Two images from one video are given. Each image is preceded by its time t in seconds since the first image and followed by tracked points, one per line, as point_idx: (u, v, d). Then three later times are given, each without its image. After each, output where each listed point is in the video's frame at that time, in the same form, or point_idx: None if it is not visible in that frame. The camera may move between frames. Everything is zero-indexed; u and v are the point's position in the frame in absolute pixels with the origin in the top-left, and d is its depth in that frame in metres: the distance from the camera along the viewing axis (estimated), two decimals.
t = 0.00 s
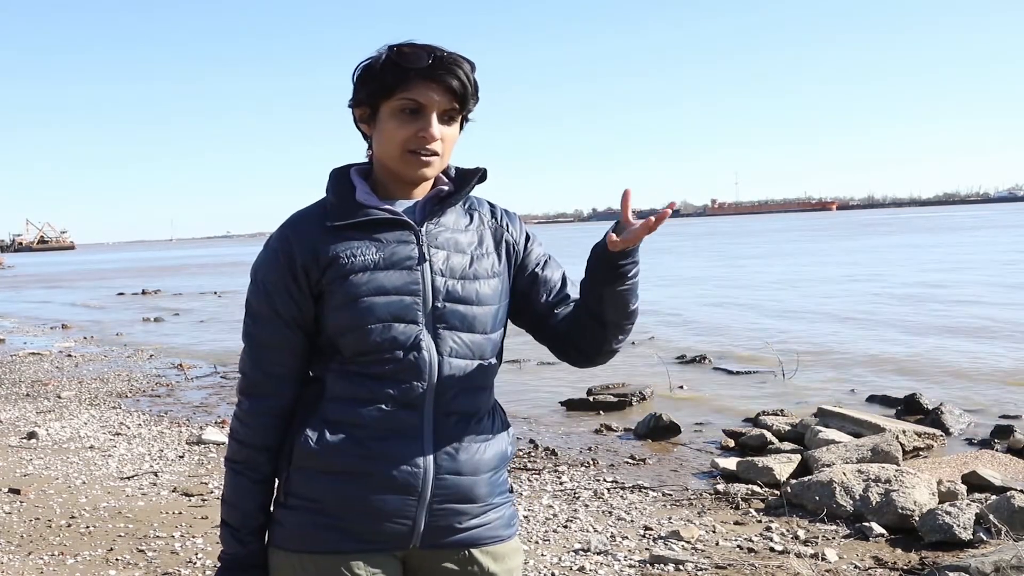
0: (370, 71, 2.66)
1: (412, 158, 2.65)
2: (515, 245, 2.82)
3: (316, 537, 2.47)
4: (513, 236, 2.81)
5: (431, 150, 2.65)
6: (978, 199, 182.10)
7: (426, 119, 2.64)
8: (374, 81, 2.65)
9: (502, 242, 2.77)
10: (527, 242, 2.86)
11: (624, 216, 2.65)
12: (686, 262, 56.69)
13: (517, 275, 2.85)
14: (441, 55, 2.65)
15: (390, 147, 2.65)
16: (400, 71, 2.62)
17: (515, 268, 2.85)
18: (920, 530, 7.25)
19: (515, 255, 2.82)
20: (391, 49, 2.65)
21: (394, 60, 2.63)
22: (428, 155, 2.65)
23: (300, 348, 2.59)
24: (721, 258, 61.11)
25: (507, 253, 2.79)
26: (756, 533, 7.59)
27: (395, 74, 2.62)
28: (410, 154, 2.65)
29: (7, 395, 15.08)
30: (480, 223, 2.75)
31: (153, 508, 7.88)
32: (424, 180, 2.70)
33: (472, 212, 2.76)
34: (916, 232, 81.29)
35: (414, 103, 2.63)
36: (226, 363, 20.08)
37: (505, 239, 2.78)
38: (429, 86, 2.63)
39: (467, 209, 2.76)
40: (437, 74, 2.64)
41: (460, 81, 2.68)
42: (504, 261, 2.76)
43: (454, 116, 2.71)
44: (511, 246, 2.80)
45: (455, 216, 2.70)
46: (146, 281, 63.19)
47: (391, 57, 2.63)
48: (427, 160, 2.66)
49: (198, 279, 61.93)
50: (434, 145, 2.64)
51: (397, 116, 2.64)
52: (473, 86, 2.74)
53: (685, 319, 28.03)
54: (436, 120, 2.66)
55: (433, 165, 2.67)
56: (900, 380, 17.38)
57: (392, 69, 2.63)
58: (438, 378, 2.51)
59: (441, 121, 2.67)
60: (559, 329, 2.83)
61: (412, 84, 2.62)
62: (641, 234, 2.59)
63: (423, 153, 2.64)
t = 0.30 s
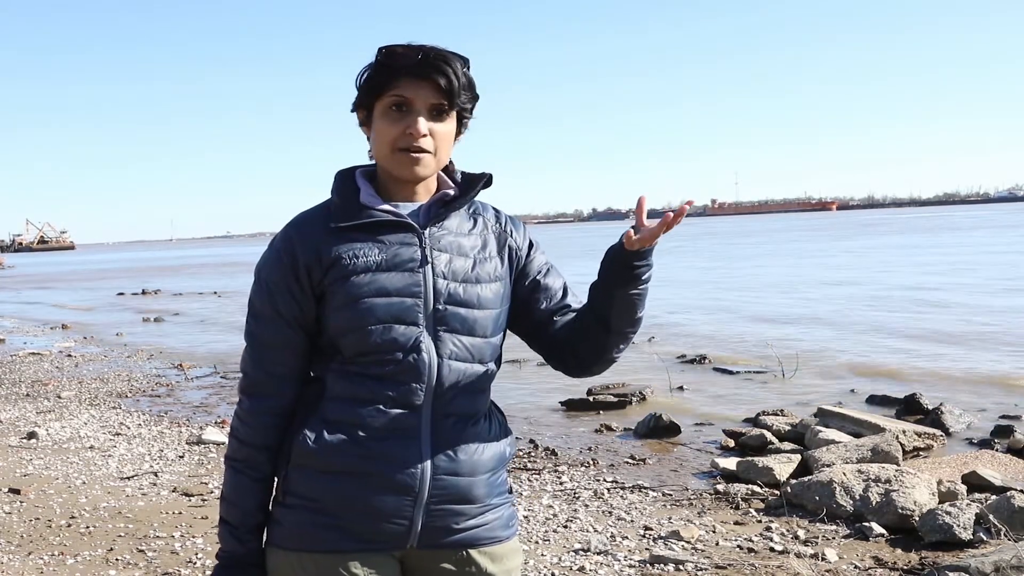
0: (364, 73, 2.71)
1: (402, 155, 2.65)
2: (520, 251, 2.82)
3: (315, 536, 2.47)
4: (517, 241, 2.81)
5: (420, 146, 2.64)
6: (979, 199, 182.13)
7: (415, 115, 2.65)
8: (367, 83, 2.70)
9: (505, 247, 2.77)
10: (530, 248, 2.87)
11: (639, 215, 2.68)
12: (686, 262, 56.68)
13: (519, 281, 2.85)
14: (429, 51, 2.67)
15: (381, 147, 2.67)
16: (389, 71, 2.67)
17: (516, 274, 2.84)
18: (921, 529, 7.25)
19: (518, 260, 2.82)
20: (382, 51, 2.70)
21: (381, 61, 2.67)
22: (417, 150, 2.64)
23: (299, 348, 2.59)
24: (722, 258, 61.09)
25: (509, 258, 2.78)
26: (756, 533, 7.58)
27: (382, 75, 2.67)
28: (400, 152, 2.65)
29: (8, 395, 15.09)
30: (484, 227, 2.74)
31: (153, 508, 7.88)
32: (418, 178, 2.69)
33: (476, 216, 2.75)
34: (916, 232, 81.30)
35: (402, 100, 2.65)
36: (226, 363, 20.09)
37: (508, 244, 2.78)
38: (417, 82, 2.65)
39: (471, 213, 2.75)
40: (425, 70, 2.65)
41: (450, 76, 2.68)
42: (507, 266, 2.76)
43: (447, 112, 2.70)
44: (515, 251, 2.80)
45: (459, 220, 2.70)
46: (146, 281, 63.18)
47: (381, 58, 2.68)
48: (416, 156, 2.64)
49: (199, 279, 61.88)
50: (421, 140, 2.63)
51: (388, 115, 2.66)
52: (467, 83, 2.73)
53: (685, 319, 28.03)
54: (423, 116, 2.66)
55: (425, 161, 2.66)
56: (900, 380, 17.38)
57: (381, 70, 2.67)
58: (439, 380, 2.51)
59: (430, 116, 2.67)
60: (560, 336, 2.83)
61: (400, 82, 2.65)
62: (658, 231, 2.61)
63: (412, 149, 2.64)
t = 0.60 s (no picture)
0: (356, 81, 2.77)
1: (388, 153, 2.65)
2: (522, 257, 2.81)
3: (315, 536, 2.47)
4: (520, 246, 2.80)
5: (405, 141, 2.64)
6: (978, 199, 182.13)
7: (398, 113, 2.67)
8: (358, 88, 2.74)
9: (509, 251, 2.76)
10: (533, 256, 2.87)
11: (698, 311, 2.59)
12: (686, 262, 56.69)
13: (518, 287, 2.83)
14: (410, 50, 2.68)
15: (370, 148, 2.69)
16: (374, 74, 2.70)
17: (518, 281, 2.83)
18: (920, 530, 7.25)
19: (519, 267, 2.81)
20: (370, 56, 2.74)
21: (367, 62, 2.72)
22: (402, 147, 2.64)
23: (300, 349, 2.59)
24: (722, 258, 61.09)
25: (512, 262, 2.78)
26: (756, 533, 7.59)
27: (369, 77, 2.71)
28: (385, 149, 2.65)
29: (8, 395, 15.09)
30: (490, 229, 2.74)
31: (153, 508, 7.88)
32: (409, 177, 2.69)
33: (481, 217, 2.75)
34: (916, 233, 81.33)
35: (386, 100, 2.68)
36: (227, 363, 20.11)
37: (512, 248, 2.78)
38: (399, 81, 2.67)
39: (477, 213, 2.75)
40: (407, 68, 2.67)
41: (432, 71, 2.67)
42: (509, 270, 2.76)
43: (433, 108, 2.70)
44: (518, 257, 2.79)
45: (464, 221, 2.69)
46: (146, 282, 63.22)
47: (366, 62, 2.72)
48: (401, 151, 2.64)
49: (199, 279, 61.90)
50: (405, 135, 2.63)
51: (375, 118, 2.69)
52: (452, 78, 2.72)
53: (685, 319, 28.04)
54: (407, 112, 2.67)
55: (412, 157, 2.65)
56: (899, 380, 17.39)
57: (368, 73, 2.71)
58: (441, 381, 2.52)
59: (413, 113, 2.67)
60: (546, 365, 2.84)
61: (383, 83, 2.68)
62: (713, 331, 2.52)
63: (397, 145, 2.64)
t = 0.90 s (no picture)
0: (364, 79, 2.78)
1: (394, 142, 2.64)
2: (525, 260, 2.80)
3: (315, 535, 2.47)
4: (523, 248, 2.80)
5: (411, 130, 2.63)
6: (979, 199, 182.09)
7: (406, 104, 2.67)
8: (366, 84, 2.75)
9: (511, 254, 2.76)
10: (536, 259, 2.85)
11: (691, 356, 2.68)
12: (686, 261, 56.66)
13: (519, 290, 2.83)
14: (419, 45, 2.71)
15: (377, 140, 2.68)
16: (382, 69, 2.72)
17: (519, 284, 2.83)
18: (920, 530, 7.25)
19: (522, 269, 2.80)
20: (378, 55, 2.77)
21: (374, 58, 2.73)
22: (408, 135, 2.63)
23: (302, 348, 2.58)
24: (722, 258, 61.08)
25: (515, 264, 2.78)
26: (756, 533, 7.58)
27: (376, 72, 2.72)
28: (392, 138, 2.64)
29: (7, 394, 15.08)
30: (493, 230, 2.73)
31: (153, 508, 7.88)
32: (414, 168, 2.68)
33: (485, 218, 2.75)
34: (916, 233, 81.32)
35: (394, 93, 2.69)
36: (226, 363, 20.08)
37: (515, 251, 2.77)
38: (408, 73, 2.69)
39: (481, 214, 2.75)
40: (415, 61, 2.69)
41: (441, 66, 2.70)
42: (511, 273, 2.75)
43: (440, 101, 2.70)
44: (521, 260, 2.79)
45: (467, 222, 2.69)
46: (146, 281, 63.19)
47: (376, 59, 2.74)
48: (408, 140, 2.63)
49: (200, 279, 61.87)
50: (411, 124, 2.63)
51: (382, 110, 2.69)
52: (461, 75, 2.75)
53: (685, 319, 28.04)
54: (414, 102, 2.67)
55: (419, 147, 2.64)
56: (899, 380, 17.38)
57: (376, 68, 2.72)
58: (442, 383, 2.52)
59: (421, 104, 2.68)
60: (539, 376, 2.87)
61: (391, 75, 2.69)
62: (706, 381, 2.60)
63: (403, 133, 2.63)
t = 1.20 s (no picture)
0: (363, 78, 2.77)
1: (400, 146, 2.64)
2: (528, 261, 2.80)
3: (315, 533, 2.47)
4: (526, 248, 2.80)
5: (418, 134, 2.63)
6: (979, 199, 182.04)
7: (411, 107, 2.66)
8: (367, 84, 2.74)
9: (514, 253, 2.76)
10: (538, 260, 2.85)
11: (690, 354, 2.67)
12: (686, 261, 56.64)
13: (522, 291, 2.82)
14: (424, 46, 2.70)
15: (382, 142, 2.68)
16: (385, 70, 2.70)
17: (521, 285, 2.82)
18: (920, 530, 7.25)
19: (525, 269, 2.80)
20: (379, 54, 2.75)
21: (378, 60, 2.71)
22: (416, 139, 2.63)
23: (303, 347, 2.58)
24: (722, 258, 61.07)
25: (517, 265, 2.77)
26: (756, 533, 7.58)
27: (380, 72, 2.70)
28: (399, 142, 2.64)
29: (7, 395, 15.08)
30: (496, 231, 2.73)
31: (153, 508, 7.88)
32: (421, 171, 2.69)
33: (489, 218, 2.75)
34: (916, 233, 81.26)
35: (399, 94, 2.68)
36: (227, 363, 20.07)
37: (517, 251, 2.77)
38: (413, 76, 2.68)
39: (484, 214, 2.75)
40: (420, 63, 2.68)
41: (446, 68, 2.69)
42: (514, 273, 2.75)
43: (445, 104, 2.70)
44: (523, 261, 2.79)
45: (470, 222, 2.69)
46: (146, 282, 63.15)
47: (379, 58, 2.71)
48: (415, 145, 2.63)
49: (200, 279, 61.87)
50: (419, 128, 2.63)
51: (387, 112, 2.68)
52: (465, 76, 2.74)
53: (685, 320, 28.03)
54: (420, 106, 2.67)
55: (426, 150, 2.65)
56: (899, 380, 17.38)
57: (379, 69, 2.70)
58: (444, 384, 2.52)
59: (427, 107, 2.67)
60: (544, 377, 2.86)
61: (396, 78, 2.68)
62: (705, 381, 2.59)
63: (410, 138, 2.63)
